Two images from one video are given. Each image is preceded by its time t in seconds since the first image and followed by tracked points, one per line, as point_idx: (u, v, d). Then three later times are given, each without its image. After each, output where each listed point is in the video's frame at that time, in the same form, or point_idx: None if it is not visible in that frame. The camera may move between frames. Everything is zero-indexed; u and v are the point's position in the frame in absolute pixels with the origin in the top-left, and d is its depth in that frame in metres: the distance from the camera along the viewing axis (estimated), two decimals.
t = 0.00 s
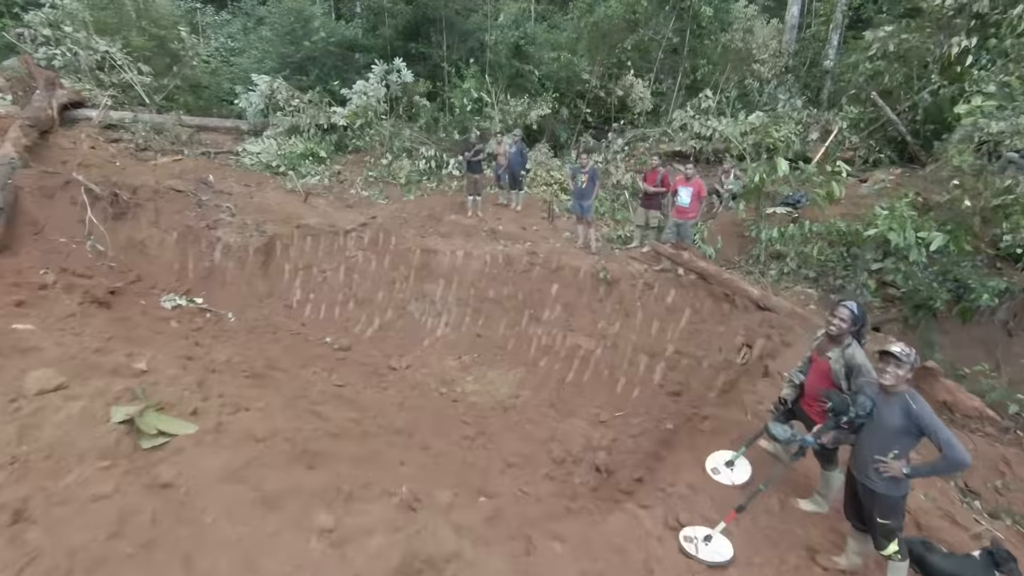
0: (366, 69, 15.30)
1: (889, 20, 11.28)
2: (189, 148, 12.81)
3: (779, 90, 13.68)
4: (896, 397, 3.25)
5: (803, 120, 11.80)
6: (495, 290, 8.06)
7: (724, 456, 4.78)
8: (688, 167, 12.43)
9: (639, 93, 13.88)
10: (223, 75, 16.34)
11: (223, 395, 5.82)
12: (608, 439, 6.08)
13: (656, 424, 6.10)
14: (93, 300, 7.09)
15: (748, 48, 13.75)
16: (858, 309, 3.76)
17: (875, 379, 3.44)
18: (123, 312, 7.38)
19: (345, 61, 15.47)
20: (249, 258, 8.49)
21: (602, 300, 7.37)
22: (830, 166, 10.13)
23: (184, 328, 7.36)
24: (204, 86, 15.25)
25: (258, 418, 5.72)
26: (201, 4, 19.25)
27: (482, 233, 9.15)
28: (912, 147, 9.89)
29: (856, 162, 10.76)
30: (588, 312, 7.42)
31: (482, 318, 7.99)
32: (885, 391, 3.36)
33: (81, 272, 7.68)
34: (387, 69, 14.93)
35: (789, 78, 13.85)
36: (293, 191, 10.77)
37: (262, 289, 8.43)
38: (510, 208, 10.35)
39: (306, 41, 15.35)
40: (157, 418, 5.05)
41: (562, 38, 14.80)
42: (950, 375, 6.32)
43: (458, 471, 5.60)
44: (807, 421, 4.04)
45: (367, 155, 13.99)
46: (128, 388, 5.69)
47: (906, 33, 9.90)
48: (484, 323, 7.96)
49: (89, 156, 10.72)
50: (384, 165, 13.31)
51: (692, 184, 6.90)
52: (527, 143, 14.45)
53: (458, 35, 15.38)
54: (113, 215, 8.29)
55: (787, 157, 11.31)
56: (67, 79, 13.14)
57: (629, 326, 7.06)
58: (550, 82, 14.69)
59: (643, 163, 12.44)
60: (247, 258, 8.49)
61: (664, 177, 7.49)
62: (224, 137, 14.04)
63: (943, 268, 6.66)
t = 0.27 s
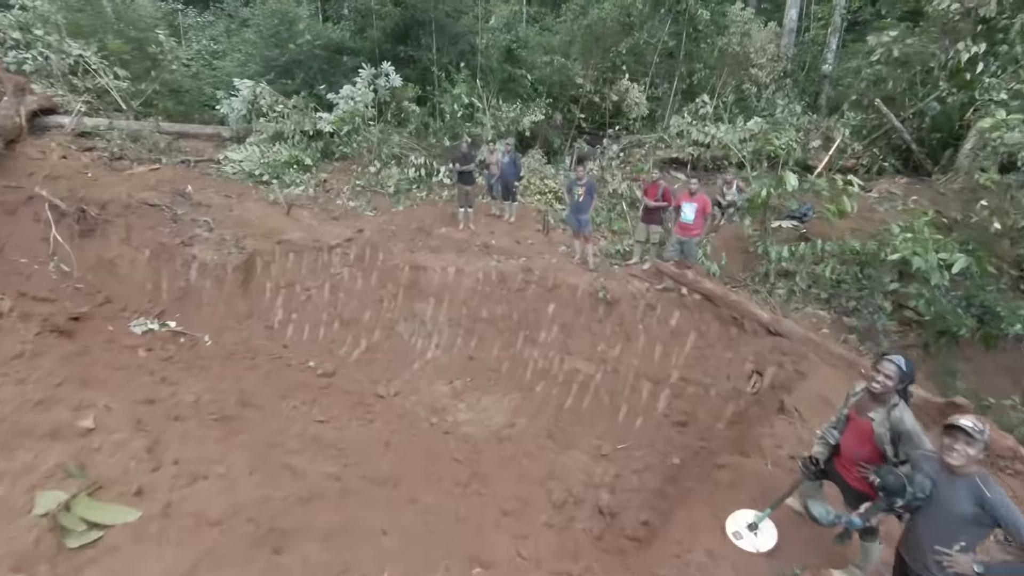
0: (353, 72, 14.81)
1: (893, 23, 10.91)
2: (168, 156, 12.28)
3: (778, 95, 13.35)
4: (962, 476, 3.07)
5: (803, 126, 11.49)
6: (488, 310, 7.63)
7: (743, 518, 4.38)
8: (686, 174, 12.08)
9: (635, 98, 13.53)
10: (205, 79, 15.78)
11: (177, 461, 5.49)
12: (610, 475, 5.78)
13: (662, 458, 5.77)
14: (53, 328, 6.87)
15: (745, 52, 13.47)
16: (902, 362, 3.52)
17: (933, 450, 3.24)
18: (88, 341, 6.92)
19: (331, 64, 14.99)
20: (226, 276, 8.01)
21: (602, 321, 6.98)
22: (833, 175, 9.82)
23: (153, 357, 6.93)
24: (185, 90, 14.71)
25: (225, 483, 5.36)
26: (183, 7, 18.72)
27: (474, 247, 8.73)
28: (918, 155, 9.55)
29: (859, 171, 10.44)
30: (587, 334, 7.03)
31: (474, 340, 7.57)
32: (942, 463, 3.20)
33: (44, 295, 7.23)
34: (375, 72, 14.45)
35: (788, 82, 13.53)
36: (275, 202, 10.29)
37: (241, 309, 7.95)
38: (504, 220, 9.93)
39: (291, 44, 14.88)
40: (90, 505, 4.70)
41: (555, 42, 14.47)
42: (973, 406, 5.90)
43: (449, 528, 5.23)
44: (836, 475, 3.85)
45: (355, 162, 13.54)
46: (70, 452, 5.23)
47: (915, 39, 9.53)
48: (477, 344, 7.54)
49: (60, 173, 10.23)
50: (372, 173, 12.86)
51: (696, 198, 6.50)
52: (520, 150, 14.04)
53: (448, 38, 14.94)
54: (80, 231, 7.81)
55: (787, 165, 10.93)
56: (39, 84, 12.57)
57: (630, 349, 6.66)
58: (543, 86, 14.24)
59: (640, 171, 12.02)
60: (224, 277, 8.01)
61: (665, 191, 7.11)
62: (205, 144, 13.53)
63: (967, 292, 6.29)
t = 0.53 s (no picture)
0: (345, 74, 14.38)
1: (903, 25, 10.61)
2: (150, 161, 11.83)
3: (782, 99, 13.00)
4: None
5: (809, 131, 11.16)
6: (484, 327, 7.21)
7: None
8: (688, 180, 11.71)
9: (635, 101, 13.13)
10: (192, 80, 15.31)
11: (124, 534, 5.05)
12: (616, 512, 5.50)
13: (671, 493, 5.44)
14: (14, 353, 6.54)
15: (748, 54, 13.09)
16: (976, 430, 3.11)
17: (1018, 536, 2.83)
18: (53, 366, 6.60)
19: (322, 65, 14.54)
20: (206, 291, 7.58)
21: (604, 340, 6.58)
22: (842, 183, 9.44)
23: (122, 385, 6.58)
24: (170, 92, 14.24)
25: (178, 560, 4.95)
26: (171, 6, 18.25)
27: (470, 259, 8.33)
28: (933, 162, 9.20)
29: (869, 178, 10.09)
30: (589, 354, 6.62)
31: (469, 359, 7.16)
32: None
33: (9, 314, 6.88)
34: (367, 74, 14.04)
35: (792, 86, 13.18)
36: (261, 211, 9.86)
37: (222, 326, 7.54)
38: (501, 229, 9.51)
39: (280, 45, 14.44)
40: None
41: (553, 44, 14.07)
42: (1003, 435, 5.59)
43: None
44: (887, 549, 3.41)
45: (346, 167, 13.11)
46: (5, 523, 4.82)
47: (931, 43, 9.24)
48: (472, 364, 7.13)
49: (34, 178, 9.84)
50: (363, 178, 12.41)
51: (705, 211, 6.11)
52: (516, 154, 13.63)
53: (443, 39, 14.54)
54: (50, 244, 7.44)
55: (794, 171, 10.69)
56: (16, 86, 12.12)
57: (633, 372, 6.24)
58: (540, 89, 13.87)
59: (640, 176, 11.58)
60: (204, 293, 7.58)
61: (671, 202, 6.71)
62: (190, 148, 13.08)
63: (1001, 315, 5.78)
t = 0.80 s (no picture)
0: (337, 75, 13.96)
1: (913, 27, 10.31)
2: (133, 165, 11.39)
3: (786, 102, 12.65)
4: None
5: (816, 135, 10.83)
6: (480, 345, 6.82)
7: None
8: (690, 186, 11.34)
9: (636, 103, 12.75)
10: (179, 82, 14.87)
11: None
12: (624, 549, 5.16)
13: (682, 531, 5.13)
14: None
15: (753, 56, 12.72)
16: None
17: None
18: (13, 393, 6.11)
19: (314, 66, 14.12)
20: (185, 306, 7.16)
21: (608, 360, 6.20)
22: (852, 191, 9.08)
23: (89, 413, 6.11)
24: (156, 93, 13.79)
25: None
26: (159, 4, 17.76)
27: (465, 271, 7.94)
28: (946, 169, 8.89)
29: (879, 184, 9.73)
30: (591, 375, 6.23)
31: (465, 379, 6.77)
32: None
33: None
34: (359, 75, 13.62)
35: (797, 89, 12.84)
36: (247, 218, 9.44)
37: (202, 344, 7.11)
38: (497, 238, 9.13)
39: (271, 45, 14.04)
40: None
41: (552, 45, 13.68)
42: None
43: None
44: None
45: (338, 172, 12.69)
46: None
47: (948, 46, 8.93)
48: (468, 384, 6.74)
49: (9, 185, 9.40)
50: (354, 183, 11.99)
51: (717, 223, 5.72)
52: (513, 158, 13.23)
53: (438, 40, 14.14)
54: (17, 258, 7.00)
55: (801, 176, 10.30)
56: None
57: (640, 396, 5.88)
58: (538, 91, 13.48)
59: (641, 181, 11.15)
60: (184, 308, 7.15)
61: (678, 214, 6.33)
62: (176, 152, 12.65)
63: None
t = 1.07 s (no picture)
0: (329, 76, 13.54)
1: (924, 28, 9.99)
2: (114, 170, 10.97)
3: (791, 105, 12.29)
4: None
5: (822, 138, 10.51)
6: (476, 364, 6.45)
7: None
8: (693, 191, 10.95)
9: (636, 106, 12.37)
10: (166, 83, 14.45)
11: None
12: None
13: (695, 572, 4.92)
14: None
15: (757, 58, 12.35)
16: None
17: None
18: None
19: (305, 67, 13.70)
20: (159, 322, 6.76)
21: (612, 382, 5.83)
22: (862, 197, 8.73)
23: (49, 446, 5.78)
24: (140, 95, 13.31)
25: None
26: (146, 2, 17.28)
27: (461, 283, 7.54)
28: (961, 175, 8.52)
29: (890, 190, 9.38)
30: (592, 398, 5.87)
31: (460, 401, 6.40)
32: None
33: None
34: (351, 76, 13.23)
35: (801, 90, 12.49)
36: (232, 227, 9.01)
37: (179, 364, 6.71)
38: (494, 247, 8.73)
39: (261, 45, 13.64)
40: None
41: (550, 46, 13.31)
42: None
43: None
44: None
45: (328, 176, 12.28)
46: None
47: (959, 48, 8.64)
48: (464, 406, 6.37)
49: None
50: (346, 189, 11.58)
51: (730, 236, 5.36)
52: (509, 162, 12.83)
53: (433, 40, 13.74)
54: None
55: (808, 182, 9.96)
56: None
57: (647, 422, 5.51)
58: (535, 93, 13.10)
59: (642, 187, 10.71)
60: (160, 325, 6.76)
61: (687, 224, 5.95)
62: (160, 156, 12.22)
63: None
